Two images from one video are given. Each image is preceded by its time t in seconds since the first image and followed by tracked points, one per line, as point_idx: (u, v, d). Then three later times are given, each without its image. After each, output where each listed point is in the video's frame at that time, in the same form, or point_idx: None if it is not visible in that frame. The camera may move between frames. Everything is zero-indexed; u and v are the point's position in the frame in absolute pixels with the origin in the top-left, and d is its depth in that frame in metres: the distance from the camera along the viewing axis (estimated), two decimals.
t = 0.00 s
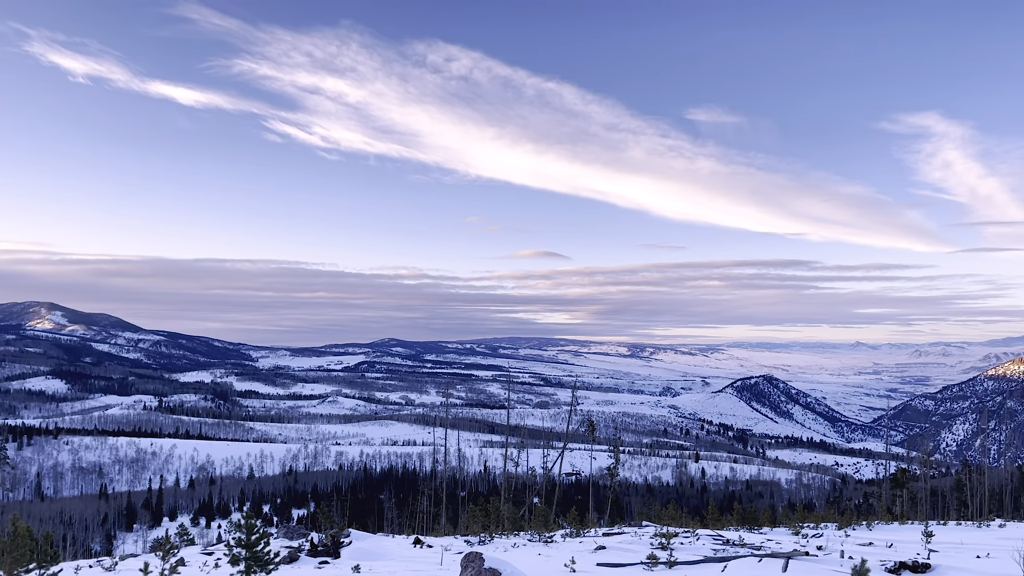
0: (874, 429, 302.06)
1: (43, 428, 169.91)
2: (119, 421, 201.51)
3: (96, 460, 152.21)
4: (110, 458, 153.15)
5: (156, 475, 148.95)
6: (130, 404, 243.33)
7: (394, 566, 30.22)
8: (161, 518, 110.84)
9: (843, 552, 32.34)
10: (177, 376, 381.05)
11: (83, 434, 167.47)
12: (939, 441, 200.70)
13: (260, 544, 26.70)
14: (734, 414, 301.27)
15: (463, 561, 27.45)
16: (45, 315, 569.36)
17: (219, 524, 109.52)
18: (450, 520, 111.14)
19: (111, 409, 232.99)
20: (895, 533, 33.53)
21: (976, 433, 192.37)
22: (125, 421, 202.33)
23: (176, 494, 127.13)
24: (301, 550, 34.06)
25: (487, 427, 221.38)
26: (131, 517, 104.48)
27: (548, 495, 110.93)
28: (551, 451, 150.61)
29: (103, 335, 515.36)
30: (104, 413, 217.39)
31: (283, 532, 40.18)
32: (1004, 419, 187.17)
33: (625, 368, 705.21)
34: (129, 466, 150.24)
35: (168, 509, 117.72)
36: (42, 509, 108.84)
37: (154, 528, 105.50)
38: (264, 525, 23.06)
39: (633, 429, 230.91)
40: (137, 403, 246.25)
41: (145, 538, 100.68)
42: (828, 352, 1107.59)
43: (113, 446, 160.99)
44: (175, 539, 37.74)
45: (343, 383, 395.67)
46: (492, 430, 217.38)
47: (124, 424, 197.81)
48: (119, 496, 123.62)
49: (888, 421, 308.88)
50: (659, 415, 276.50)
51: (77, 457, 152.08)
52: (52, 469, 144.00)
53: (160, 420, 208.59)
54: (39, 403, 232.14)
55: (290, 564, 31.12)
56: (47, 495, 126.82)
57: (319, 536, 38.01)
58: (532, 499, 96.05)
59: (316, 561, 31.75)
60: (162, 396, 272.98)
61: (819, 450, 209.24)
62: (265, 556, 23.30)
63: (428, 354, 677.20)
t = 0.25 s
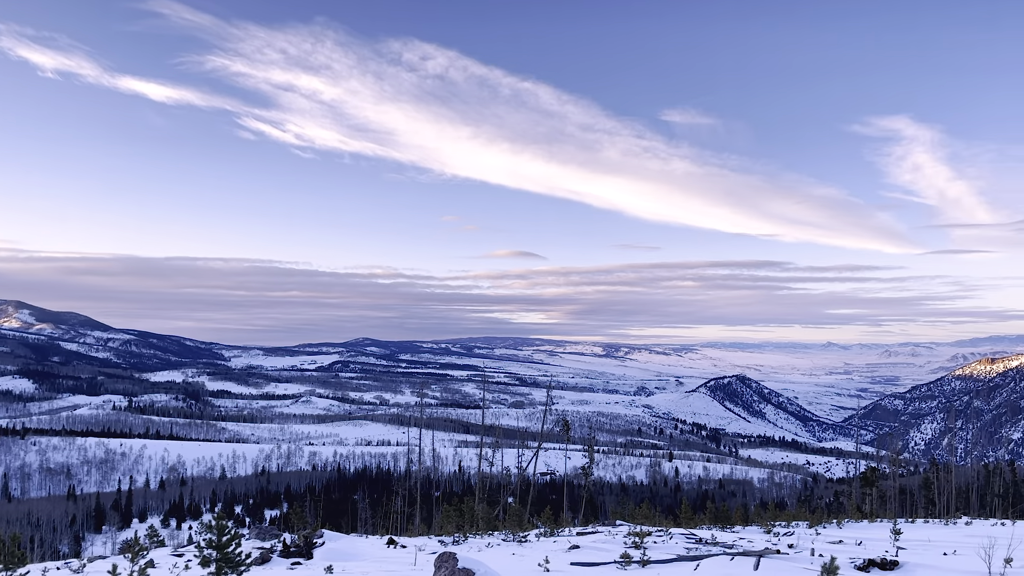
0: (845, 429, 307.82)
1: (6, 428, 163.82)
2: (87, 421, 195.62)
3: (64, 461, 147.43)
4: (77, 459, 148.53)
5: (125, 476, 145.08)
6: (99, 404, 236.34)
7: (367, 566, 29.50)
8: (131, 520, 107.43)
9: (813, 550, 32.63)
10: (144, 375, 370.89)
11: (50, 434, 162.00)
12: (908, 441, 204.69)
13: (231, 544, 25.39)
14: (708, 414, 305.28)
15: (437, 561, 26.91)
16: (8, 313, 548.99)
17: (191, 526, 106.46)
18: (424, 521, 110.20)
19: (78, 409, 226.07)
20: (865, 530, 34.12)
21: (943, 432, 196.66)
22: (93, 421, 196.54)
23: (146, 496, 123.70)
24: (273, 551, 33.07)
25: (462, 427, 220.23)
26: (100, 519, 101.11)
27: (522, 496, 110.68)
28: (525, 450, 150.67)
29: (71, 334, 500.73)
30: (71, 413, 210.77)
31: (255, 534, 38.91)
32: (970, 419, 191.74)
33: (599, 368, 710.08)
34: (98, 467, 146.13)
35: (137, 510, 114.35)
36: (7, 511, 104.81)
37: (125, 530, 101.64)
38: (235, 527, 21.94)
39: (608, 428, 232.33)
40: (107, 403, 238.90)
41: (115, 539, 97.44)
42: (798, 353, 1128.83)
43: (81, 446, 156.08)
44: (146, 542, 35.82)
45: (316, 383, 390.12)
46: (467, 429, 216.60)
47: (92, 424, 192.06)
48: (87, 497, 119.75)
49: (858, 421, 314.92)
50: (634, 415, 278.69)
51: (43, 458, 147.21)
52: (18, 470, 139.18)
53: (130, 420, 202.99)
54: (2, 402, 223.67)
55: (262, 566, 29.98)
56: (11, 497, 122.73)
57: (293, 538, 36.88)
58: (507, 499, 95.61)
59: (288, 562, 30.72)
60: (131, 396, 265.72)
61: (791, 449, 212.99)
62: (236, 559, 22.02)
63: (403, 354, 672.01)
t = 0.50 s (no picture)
0: (812, 429, 313.99)
1: None
2: (50, 421, 188.90)
3: (24, 462, 141.88)
4: (40, 461, 143.29)
5: (90, 477, 140.95)
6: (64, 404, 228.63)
7: (334, 567, 28.48)
8: (95, 522, 103.75)
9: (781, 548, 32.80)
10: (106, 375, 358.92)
11: (12, 434, 156.04)
12: (874, 440, 209.65)
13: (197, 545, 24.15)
14: (678, 413, 309.15)
15: (407, 561, 26.24)
16: None
17: (158, 528, 103.22)
18: (396, 521, 108.79)
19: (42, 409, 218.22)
20: (831, 528, 34.67)
21: (908, 431, 201.99)
22: (55, 421, 189.69)
23: (109, 497, 119.52)
24: (239, 553, 31.80)
25: (433, 427, 218.46)
26: (63, 522, 97.19)
27: (494, 495, 110.27)
28: (497, 450, 150.39)
29: (33, 331, 484.13)
30: (31, 414, 202.94)
31: (223, 535, 37.48)
32: (932, 418, 197.55)
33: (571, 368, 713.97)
34: (62, 469, 141.60)
35: (101, 511, 110.47)
36: None
37: (90, 531, 97.40)
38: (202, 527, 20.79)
39: (579, 428, 233.48)
40: (71, 403, 231.05)
41: (79, 541, 93.91)
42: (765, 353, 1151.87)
43: (44, 447, 150.44)
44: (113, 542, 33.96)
45: (286, 383, 383.09)
46: (439, 430, 215.23)
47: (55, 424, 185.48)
48: (48, 500, 115.12)
49: (826, 421, 321.25)
50: (605, 415, 280.77)
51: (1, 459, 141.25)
52: None
53: (94, 420, 196.49)
54: None
55: (229, 568, 28.70)
56: None
57: (263, 538, 35.65)
58: (477, 498, 94.85)
59: (256, 563, 29.53)
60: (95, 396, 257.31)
61: (759, 448, 216.95)
62: (203, 560, 20.85)
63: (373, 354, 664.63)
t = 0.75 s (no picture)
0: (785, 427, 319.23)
1: None
2: (17, 421, 183.01)
3: None
4: (6, 462, 138.53)
5: (61, 480, 138.00)
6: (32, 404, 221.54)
7: (308, 568, 27.64)
8: (63, 524, 100.36)
9: (754, 547, 32.96)
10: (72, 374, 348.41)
11: None
12: (845, 438, 213.66)
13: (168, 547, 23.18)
14: (653, 412, 312.02)
15: (381, 561, 25.66)
16: None
17: (128, 529, 100.20)
18: (370, 521, 107.31)
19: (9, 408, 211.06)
20: (803, 527, 35.06)
21: (878, 430, 206.33)
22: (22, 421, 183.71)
23: (78, 499, 115.81)
24: (212, 554, 30.82)
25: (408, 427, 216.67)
26: (32, 523, 93.78)
27: (469, 495, 109.60)
28: (472, 450, 149.80)
29: None
30: None
31: (194, 536, 36.14)
32: (902, 417, 202.15)
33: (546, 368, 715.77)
34: (31, 471, 137.91)
35: (70, 513, 107.03)
36: None
37: (56, 533, 94.10)
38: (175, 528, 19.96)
39: (554, 427, 234.30)
40: (39, 403, 224.17)
41: (47, 543, 90.71)
42: (737, 353, 1169.59)
43: (10, 448, 145.37)
44: (80, 543, 32.64)
45: (259, 382, 376.47)
46: (414, 429, 213.57)
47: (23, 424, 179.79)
48: (14, 501, 111.24)
49: (799, 420, 326.54)
50: (581, 414, 282.20)
51: None
52: None
53: (63, 420, 190.79)
54: None
55: (200, 570, 27.66)
56: None
57: (235, 539, 34.43)
58: (453, 498, 94.09)
59: (228, 565, 28.55)
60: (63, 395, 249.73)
61: (732, 447, 220.02)
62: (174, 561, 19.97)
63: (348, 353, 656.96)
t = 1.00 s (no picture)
0: (755, 426, 324.82)
1: None
2: None
3: None
4: None
5: (23, 480, 132.99)
6: None
7: (278, 570, 26.76)
8: (26, 526, 96.45)
9: (724, 545, 33.10)
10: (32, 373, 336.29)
11: None
12: (815, 437, 218.00)
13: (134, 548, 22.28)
14: (625, 412, 314.60)
15: (352, 562, 25.04)
16: None
17: (94, 532, 96.69)
18: (341, 522, 105.54)
19: None
20: (773, 525, 35.35)
21: (846, 428, 211.04)
22: None
23: (41, 501, 111.57)
24: (180, 556, 29.53)
25: (380, 427, 214.29)
26: None
27: (442, 495, 108.69)
28: (444, 450, 148.73)
29: None
30: None
31: (162, 538, 34.71)
32: (870, 416, 207.10)
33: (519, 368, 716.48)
34: None
35: (33, 516, 103.04)
36: None
37: (18, 535, 90.31)
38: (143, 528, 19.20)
39: (527, 426, 234.66)
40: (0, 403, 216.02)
41: (11, 545, 87.10)
42: (707, 352, 1187.70)
43: None
44: (44, 544, 31.17)
45: (229, 382, 368.53)
46: (385, 430, 211.26)
47: None
48: None
49: (769, 419, 332.30)
50: (555, 414, 283.00)
51: None
52: None
53: (26, 420, 184.27)
54: None
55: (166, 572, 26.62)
56: None
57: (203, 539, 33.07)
58: (425, 498, 92.98)
59: (197, 567, 27.51)
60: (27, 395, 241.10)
61: (703, 446, 223.01)
62: (141, 563, 19.20)
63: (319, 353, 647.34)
